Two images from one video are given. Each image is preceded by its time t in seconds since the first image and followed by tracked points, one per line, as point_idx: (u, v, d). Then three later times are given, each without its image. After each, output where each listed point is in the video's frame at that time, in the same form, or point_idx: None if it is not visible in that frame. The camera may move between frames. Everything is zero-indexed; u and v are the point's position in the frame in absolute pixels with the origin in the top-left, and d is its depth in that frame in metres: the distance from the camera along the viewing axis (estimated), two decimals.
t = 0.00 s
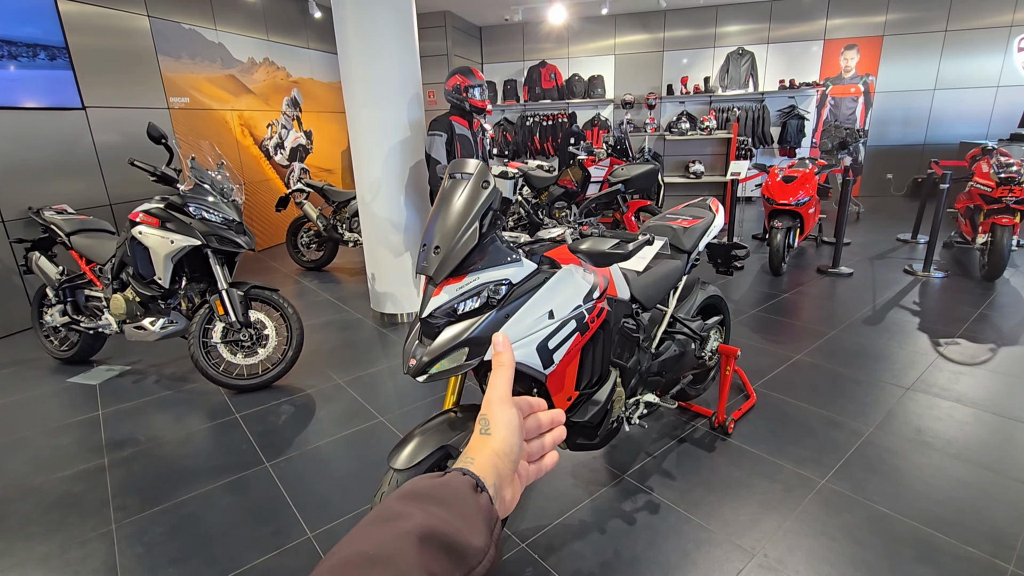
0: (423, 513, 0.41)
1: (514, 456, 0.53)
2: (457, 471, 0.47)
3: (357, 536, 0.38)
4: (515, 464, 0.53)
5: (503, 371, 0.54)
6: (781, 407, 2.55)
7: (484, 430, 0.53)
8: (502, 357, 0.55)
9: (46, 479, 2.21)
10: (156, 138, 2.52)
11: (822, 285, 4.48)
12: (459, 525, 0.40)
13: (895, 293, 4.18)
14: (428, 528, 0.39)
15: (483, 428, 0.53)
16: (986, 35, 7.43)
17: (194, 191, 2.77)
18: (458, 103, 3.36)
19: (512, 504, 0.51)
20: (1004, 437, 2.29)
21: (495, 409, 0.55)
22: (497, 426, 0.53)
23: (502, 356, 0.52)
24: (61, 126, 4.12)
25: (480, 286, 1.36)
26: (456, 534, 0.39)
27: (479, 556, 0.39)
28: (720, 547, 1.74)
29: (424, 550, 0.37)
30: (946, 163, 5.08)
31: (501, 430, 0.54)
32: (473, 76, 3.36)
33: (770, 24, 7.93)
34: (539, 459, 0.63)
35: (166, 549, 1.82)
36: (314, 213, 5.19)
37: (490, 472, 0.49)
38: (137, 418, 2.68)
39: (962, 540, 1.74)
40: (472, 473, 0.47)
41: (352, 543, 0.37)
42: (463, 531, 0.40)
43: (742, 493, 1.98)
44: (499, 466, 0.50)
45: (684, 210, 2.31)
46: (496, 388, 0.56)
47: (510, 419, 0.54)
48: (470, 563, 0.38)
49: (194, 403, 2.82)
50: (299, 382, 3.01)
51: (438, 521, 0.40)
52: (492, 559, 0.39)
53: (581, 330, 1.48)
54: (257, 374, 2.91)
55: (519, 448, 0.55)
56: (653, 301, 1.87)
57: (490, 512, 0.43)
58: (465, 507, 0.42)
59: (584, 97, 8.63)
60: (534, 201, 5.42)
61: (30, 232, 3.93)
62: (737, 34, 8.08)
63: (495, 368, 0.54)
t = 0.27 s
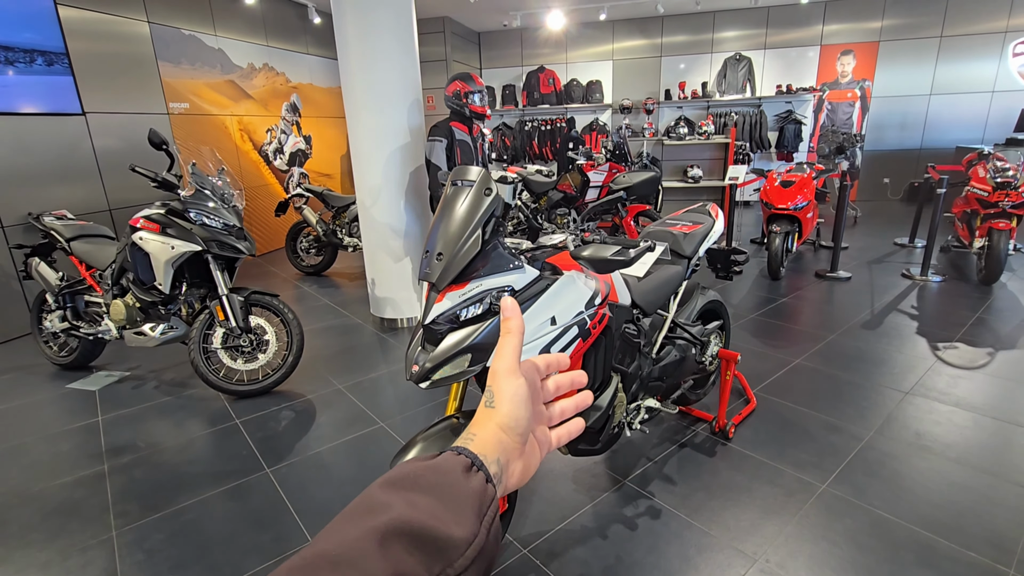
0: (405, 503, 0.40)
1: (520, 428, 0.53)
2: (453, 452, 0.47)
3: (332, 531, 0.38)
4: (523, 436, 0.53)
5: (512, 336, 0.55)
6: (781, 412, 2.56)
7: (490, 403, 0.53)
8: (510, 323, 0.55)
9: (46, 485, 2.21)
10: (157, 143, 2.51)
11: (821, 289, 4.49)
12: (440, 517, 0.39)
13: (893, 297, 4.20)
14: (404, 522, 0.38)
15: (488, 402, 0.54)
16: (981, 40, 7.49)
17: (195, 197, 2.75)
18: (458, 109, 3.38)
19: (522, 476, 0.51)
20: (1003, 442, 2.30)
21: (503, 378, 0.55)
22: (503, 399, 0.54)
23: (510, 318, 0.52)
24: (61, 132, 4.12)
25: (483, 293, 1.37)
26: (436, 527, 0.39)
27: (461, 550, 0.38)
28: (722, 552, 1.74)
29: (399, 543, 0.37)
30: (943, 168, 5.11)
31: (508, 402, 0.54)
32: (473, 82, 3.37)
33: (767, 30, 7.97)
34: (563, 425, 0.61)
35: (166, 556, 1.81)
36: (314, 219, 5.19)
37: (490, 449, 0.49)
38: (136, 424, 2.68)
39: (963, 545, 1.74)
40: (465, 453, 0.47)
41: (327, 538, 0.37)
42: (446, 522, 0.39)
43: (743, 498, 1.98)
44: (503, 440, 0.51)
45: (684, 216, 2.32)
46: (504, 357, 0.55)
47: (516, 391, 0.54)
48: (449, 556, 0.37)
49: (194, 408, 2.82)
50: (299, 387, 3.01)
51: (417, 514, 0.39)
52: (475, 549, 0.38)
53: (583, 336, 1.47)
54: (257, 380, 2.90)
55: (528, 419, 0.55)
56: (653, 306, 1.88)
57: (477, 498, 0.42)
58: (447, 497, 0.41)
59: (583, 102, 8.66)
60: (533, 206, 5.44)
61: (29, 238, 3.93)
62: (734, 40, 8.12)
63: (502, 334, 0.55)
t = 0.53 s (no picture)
0: (410, 503, 0.42)
1: (527, 420, 0.56)
2: (459, 446, 0.49)
3: (339, 529, 0.39)
4: (531, 428, 0.56)
5: (518, 325, 0.56)
6: (780, 415, 2.57)
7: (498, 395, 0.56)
8: (517, 315, 0.56)
9: (46, 490, 2.21)
10: (158, 149, 2.53)
11: (818, 292, 4.51)
12: (441, 518, 0.40)
13: (890, 300, 4.22)
14: (407, 522, 0.39)
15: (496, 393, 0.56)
16: (976, 45, 7.53)
17: (195, 202, 2.76)
18: (457, 114, 3.40)
19: (531, 464, 0.54)
20: (1000, 443, 2.32)
21: (509, 369, 0.57)
22: (510, 391, 0.56)
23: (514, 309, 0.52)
24: (61, 138, 4.13)
25: (483, 297, 1.38)
26: (437, 527, 0.39)
27: (463, 549, 0.39)
28: (721, 554, 1.75)
29: (396, 544, 0.38)
30: (938, 171, 5.14)
31: (515, 393, 0.56)
32: (472, 88, 3.38)
33: (764, 34, 8.02)
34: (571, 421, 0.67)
35: (168, 561, 1.82)
36: (313, 223, 5.21)
37: (498, 443, 0.51)
38: (137, 429, 2.68)
39: (961, 546, 1.75)
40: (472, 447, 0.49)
41: (334, 536, 0.39)
42: (447, 523, 0.40)
43: (742, 501, 1.99)
44: (510, 433, 0.53)
45: (682, 220, 2.33)
46: (511, 349, 0.57)
47: (524, 381, 0.56)
48: (451, 556, 0.38)
49: (194, 413, 2.82)
50: (299, 392, 3.01)
51: (420, 514, 0.40)
52: (478, 547, 0.39)
53: (582, 340, 1.49)
54: (257, 384, 2.91)
55: (535, 411, 0.57)
56: (652, 310, 1.89)
57: (481, 497, 0.43)
58: (450, 498, 0.42)
59: (581, 107, 8.69)
60: (532, 210, 5.46)
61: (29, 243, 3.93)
62: (731, 44, 8.17)
63: (508, 323, 0.56)
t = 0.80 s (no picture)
0: (414, 529, 0.41)
1: (499, 470, 0.54)
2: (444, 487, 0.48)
3: (347, 555, 0.38)
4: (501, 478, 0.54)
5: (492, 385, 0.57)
6: (777, 414, 2.57)
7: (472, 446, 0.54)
8: (490, 372, 0.57)
9: (44, 494, 2.21)
10: (155, 153, 2.53)
11: (815, 291, 4.52)
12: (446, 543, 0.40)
13: (887, 299, 4.23)
14: (416, 545, 0.39)
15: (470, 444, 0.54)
16: (972, 43, 7.55)
17: (192, 206, 2.78)
18: (454, 116, 3.42)
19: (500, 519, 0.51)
20: (996, 440, 2.32)
21: (483, 425, 0.56)
22: (485, 442, 0.55)
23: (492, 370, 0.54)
24: (59, 142, 4.14)
25: (478, 297, 1.39)
26: (444, 552, 0.39)
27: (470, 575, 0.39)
28: (718, 552, 1.75)
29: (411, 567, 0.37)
30: (935, 170, 5.15)
31: (488, 444, 0.55)
32: (469, 90, 3.40)
33: (760, 34, 8.03)
34: (525, 475, 0.63)
35: (166, 563, 1.82)
36: (311, 226, 5.21)
37: (475, 488, 0.49)
38: (135, 432, 2.68)
39: (957, 543, 1.76)
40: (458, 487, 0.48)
41: (342, 563, 0.38)
42: (452, 548, 0.40)
43: (738, 499, 2.00)
44: (485, 481, 0.51)
45: (677, 220, 2.34)
46: (485, 402, 0.57)
47: (497, 435, 0.56)
48: None
49: (192, 416, 2.83)
50: (297, 394, 3.02)
51: (426, 539, 0.40)
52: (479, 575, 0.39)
53: (576, 340, 1.52)
54: (255, 387, 2.91)
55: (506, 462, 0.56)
56: (647, 309, 1.90)
57: (479, 528, 0.43)
58: (452, 525, 0.42)
59: (578, 108, 8.71)
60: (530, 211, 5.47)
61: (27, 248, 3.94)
62: (728, 45, 8.19)
63: (483, 384, 0.56)
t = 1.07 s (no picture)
0: (393, 524, 0.41)
1: (483, 463, 0.54)
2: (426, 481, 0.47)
3: (326, 548, 0.37)
4: (485, 471, 0.54)
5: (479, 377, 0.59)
6: (775, 412, 2.57)
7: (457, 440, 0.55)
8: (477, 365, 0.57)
9: (42, 497, 2.21)
10: (152, 156, 2.54)
11: (814, 289, 4.52)
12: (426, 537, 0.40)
13: (886, 296, 4.22)
14: (397, 538, 0.38)
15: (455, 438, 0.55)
16: (970, 41, 7.55)
17: (190, 208, 2.78)
18: (450, 117, 3.42)
19: (484, 510, 0.52)
20: (994, 437, 2.32)
21: (467, 418, 0.57)
22: (469, 435, 0.55)
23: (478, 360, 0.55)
24: (57, 146, 4.14)
25: (472, 297, 1.39)
26: (423, 545, 0.39)
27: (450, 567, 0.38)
28: (715, 550, 1.75)
29: (389, 560, 0.36)
30: (932, 167, 5.16)
31: (472, 438, 0.56)
32: (465, 91, 3.41)
33: (758, 33, 8.04)
34: (514, 467, 0.63)
35: (164, 565, 1.82)
36: (310, 228, 5.21)
37: (457, 480, 0.49)
38: (133, 435, 2.68)
39: (954, 539, 1.76)
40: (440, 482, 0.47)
41: (315, 557, 0.37)
42: (431, 541, 0.40)
43: (736, 497, 2.00)
44: (468, 473, 0.51)
45: (673, 219, 2.34)
46: (469, 396, 0.57)
47: (481, 428, 0.56)
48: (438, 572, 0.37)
49: (191, 418, 2.83)
50: (296, 396, 3.02)
51: (406, 532, 0.40)
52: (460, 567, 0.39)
53: (571, 339, 1.52)
54: (254, 389, 2.91)
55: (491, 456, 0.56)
56: (643, 309, 1.90)
57: (458, 520, 0.43)
58: (433, 518, 0.42)
59: (576, 108, 8.72)
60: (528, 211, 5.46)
61: (25, 252, 3.95)
62: (726, 44, 8.19)
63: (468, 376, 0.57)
